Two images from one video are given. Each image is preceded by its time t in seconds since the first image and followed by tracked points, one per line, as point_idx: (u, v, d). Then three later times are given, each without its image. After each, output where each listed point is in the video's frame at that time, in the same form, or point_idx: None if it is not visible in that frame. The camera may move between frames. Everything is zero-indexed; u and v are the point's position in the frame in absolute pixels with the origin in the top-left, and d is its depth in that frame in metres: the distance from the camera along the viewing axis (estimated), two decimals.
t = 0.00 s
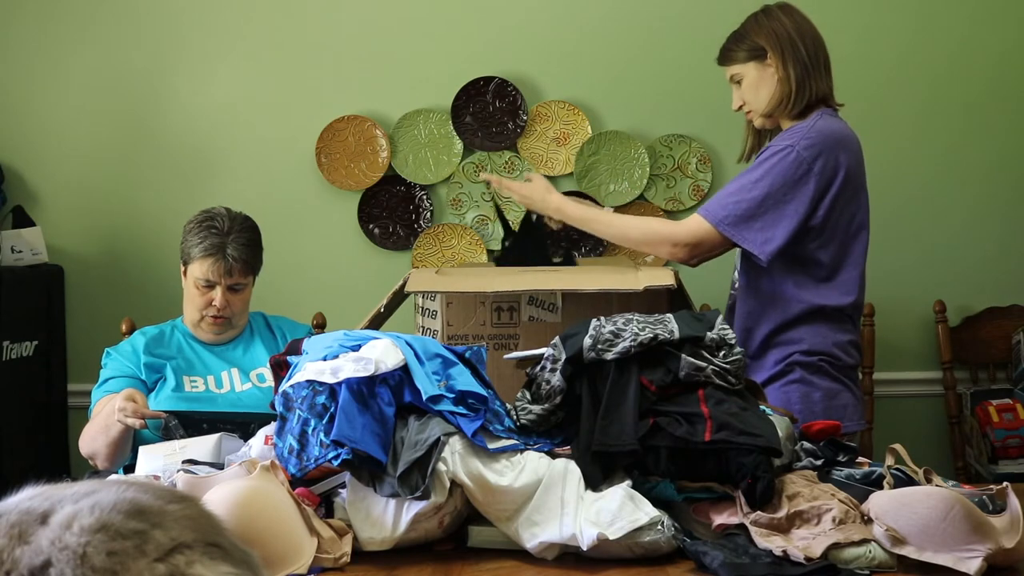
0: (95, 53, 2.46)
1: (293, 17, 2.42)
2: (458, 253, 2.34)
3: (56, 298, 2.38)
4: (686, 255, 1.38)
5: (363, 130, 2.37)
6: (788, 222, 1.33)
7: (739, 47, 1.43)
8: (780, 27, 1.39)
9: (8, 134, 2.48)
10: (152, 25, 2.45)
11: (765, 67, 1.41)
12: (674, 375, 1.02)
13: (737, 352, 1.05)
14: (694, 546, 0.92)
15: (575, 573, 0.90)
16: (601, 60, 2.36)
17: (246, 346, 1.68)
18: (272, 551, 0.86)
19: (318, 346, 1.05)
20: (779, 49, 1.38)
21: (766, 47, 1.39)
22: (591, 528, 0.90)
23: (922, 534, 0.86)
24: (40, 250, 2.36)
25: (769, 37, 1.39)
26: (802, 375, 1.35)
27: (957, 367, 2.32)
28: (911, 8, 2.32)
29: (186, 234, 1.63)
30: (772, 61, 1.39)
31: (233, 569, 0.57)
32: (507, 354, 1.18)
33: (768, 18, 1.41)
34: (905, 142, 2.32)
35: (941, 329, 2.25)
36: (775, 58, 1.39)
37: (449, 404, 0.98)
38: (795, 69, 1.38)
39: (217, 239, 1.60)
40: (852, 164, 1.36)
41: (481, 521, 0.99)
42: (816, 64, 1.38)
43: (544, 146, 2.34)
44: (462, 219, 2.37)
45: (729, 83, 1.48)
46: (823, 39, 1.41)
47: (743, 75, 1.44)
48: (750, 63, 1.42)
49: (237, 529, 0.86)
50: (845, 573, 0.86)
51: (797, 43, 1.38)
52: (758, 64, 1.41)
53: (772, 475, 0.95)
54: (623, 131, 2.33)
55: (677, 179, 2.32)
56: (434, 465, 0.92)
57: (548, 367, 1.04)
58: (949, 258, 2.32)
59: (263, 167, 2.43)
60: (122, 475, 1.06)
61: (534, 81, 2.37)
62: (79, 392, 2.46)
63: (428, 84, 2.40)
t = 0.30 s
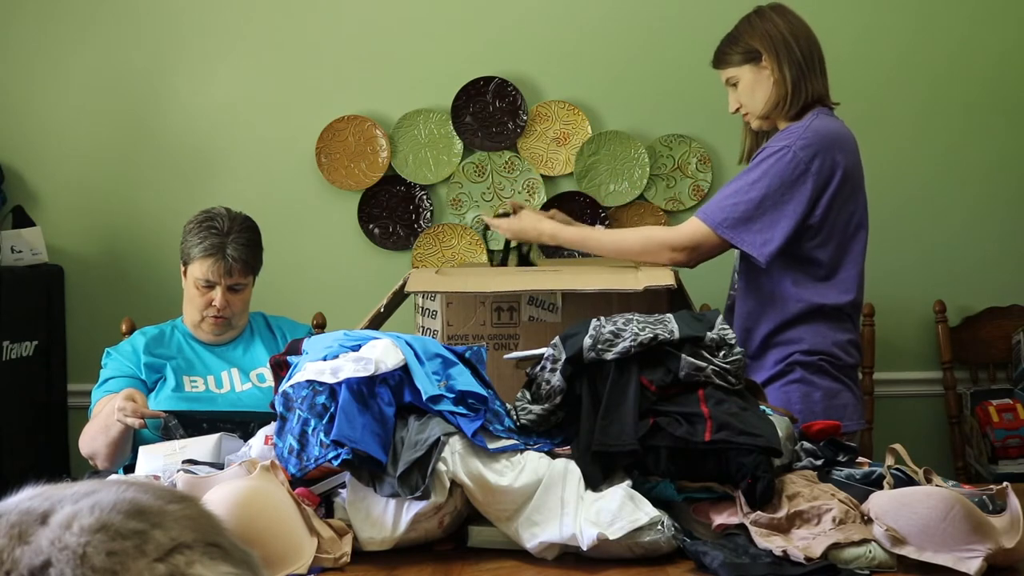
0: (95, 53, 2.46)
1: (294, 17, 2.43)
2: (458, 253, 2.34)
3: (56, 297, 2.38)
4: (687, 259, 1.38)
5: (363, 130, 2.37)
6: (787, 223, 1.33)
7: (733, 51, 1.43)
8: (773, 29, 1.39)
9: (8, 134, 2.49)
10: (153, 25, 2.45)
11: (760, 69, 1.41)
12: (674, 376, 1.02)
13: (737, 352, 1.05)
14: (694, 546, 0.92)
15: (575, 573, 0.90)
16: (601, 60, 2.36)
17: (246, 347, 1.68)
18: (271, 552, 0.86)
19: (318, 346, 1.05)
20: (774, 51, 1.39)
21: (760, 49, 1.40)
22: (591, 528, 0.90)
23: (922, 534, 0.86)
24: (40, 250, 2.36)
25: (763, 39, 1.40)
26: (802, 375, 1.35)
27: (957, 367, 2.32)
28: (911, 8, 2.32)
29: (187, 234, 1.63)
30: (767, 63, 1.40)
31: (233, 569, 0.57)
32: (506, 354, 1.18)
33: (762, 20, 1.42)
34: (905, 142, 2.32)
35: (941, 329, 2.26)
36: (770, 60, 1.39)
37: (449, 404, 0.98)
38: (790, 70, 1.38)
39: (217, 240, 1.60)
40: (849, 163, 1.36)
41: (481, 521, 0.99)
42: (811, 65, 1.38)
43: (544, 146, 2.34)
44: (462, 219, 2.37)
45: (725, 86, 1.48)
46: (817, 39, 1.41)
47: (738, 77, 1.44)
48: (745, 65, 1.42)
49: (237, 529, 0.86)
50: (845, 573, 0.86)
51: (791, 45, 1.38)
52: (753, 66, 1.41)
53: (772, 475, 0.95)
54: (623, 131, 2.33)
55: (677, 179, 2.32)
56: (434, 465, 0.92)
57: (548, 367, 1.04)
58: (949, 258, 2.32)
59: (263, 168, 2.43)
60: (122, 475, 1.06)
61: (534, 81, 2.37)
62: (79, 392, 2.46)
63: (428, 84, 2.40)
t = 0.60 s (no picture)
0: (95, 53, 2.46)
1: (294, 17, 2.43)
2: (458, 253, 2.34)
3: (56, 297, 2.38)
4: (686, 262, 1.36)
5: (363, 130, 2.37)
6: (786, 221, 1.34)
7: (723, 52, 1.44)
8: (764, 30, 1.40)
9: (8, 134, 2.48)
10: (153, 24, 2.45)
11: (751, 70, 1.42)
12: (674, 376, 1.02)
13: (737, 352, 1.05)
14: (694, 546, 0.92)
15: (575, 573, 0.90)
16: (601, 60, 2.36)
17: (247, 347, 1.68)
18: (272, 552, 0.86)
19: (318, 346, 1.05)
20: (765, 52, 1.39)
21: (751, 50, 1.40)
22: (591, 528, 0.90)
23: (922, 534, 0.86)
24: (40, 250, 2.36)
25: (754, 40, 1.40)
26: (800, 375, 1.34)
27: (957, 367, 2.32)
28: (911, 8, 2.32)
29: (186, 234, 1.63)
30: (758, 64, 1.40)
31: (233, 569, 0.57)
32: (506, 354, 1.17)
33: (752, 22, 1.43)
34: (905, 143, 2.32)
35: (941, 329, 2.26)
36: (762, 61, 1.40)
37: (449, 404, 0.98)
38: (781, 71, 1.39)
39: (217, 239, 1.60)
40: (844, 160, 1.38)
41: (481, 521, 0.99)
42: (802, 65, 1.39)
43: (544, 146, 2.34)
44: (462, 219, 2.37)
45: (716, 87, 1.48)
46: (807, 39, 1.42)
47: (729, 79, 1.44)
48: (736, 67, 1.43)
49: (237, 529, 0.86)
50: (845, 574, 0.86)
51: (782, 45, 1.39)
52: (744, 67, 1.42)
53: (772, 475, 0.95)
54: (623, 131, 2.33)
55: (677, 179, 2.32)
56: (434, 465, 0.92)
57: (548, 367, 1.04)
58: (949, 258, 2.32)
59: (264, 168, 2.43)
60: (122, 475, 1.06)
61: (534, 81, 2.37)
62: (79, 392, 2.46)
63: (428, 84, 2.40)
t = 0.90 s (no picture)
0: (95, 53, 2.47)
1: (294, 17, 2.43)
2: (458, 253, 2.34)
3: (56, 297, 2.38)
4: (688, 268, 1.34)
5: (363, 130, 2.37)
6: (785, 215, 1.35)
7: (706, 52, 1.45)
8: (747, 32, 1.41)
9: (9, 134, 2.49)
10: (153, 24, 2.45)
11: (735, 72, 1.42)
12: (674, 376, 1.02)
13: (737, 351, 1.05)
14: (694, 546, 0.92)
15: (574, 572, 0.90)
16: (601, 60, 2.36)
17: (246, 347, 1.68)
18: (272, 552, 0.86)
19: (318, 346, 1.05)
20: (750, 54, 1.40)
21: (736, 52, 1.41)
22: (591, 528, 0.90)
23: (922, 534, 0.86)
24: (40, 250, 2.36)
25: (739, 42, 1.41)
26: (800, 375, 1.34)
27: (958, 367, 2.32)
28: (911, 9, 2.32)
29: (184, 232, 1.64)
30: (742, 66, 1.41)
31: (233, 569, 0.57)
32: (506, 354, 1.17)
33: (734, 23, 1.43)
34: (905, 143, 2.32)
35: (941, 329, 2.26)
36: (746, 63, 1.41)
37: (449, 404, 0.98)
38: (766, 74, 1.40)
39: (214, 234, 1.61)
40: (832, 151, 1.40)
41: (481, 521, 0.99)
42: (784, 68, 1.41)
43: (544, 146, 2.34)
44: (462, 219, 2.37)
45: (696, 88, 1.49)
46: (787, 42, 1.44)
47: (712, 80, 1.45)
48: (718, 69, 1.44)
49: (238, 529, 0.86)
50: (845, 573, 0.86)
51: (767, 48, 1.40)
52: (728, 70, 1.43)
53: (772, 475, 0.95)
54: (623, 131, 2.33)
55: (677, 179, 2.32)
56: (434, 465, 0.92)
57: (548, 367, 1.04)
58: (949, 258, 2.32)
59: (264, 167, 2.43)
60: (122, 475, 1.06)
61: (534, 81, 2.37)
62: (79, 391, 2.46)
63: (428, 84, 2.40)
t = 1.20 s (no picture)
0: (96, 53, 2.47)
1: (294, 17, 2.43)
2: (458, 253, 2.34)
3: (56, 297, 2.38)
4: (687, 269, 1.33)
5: (363, 130, 2.37)
6: (778, 210, 1.35)
7: (691, 47, 1.46)
8: (736, 33, 1.43)
9: (9, 134, 2.49)
10: (153, 25, 2.45)
11: (718, 71, 1.44)
12: (674, 376, 1.02)
13: (737, 351, 1.04)
14: (694, 546, 0.92)
15: (574, 573, 0.90)
16: (601, 60, 2.36)
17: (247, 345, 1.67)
18: (272, 551, 0.86)
19: (318, 346, 1.05)
20: (736, 55, 1.42)
21: (723, 51, 1.43)
22: (591, 528, 0.90)
23: (922, 534, 0.86)
24: (40, 250, 2.36)
25: (727, 41, 1.43)
26: (803, 374, 1.34)
27: (958, 367, 2.32)
28: (911, 9, 2.32)
29: (180, 229, 1.64)
30: (727, 65, 1.43)
31: (233, 570, 0.57)
32: (506, 354, 1.17)
33: (724, 22, 1.45)
34: (905, 143, 2.32)
35: (941, 329, 2.26)
36: (731, 63, 1.43)
37: (449, 404, 0.98)
38: (749, 77, 1.42)
39: (209, 226, 1.62)
40: (817, 146, 1.41)
41: (482, 521, 0.99)
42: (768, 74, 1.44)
43: (544, 146, 2.34)
44: (462, 219, 2.37)
45: (675, 82, 1.50)
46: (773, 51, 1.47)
47: (693, 76, 1.47)
48: (701, 66, 1.46)
49: (238, 529, 0.86)
50: (845, 573, 0.86)
51: (753, 53, 1.42)
52: (711, 67, 1.45)
53: (772, 475, 0.95)
54: (623, 131, 2.33)
55: (677, 179, 2.32)
56: (434, 465, 0.92)
57: (548, 367, 1.04)
58: (949, 258, 2.32)
59: (264, 167, 2.42)
60: (122, 475, 1.06)
61: (534, 81, 2.37)
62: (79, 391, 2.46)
63: (428, 84, 2.40)
